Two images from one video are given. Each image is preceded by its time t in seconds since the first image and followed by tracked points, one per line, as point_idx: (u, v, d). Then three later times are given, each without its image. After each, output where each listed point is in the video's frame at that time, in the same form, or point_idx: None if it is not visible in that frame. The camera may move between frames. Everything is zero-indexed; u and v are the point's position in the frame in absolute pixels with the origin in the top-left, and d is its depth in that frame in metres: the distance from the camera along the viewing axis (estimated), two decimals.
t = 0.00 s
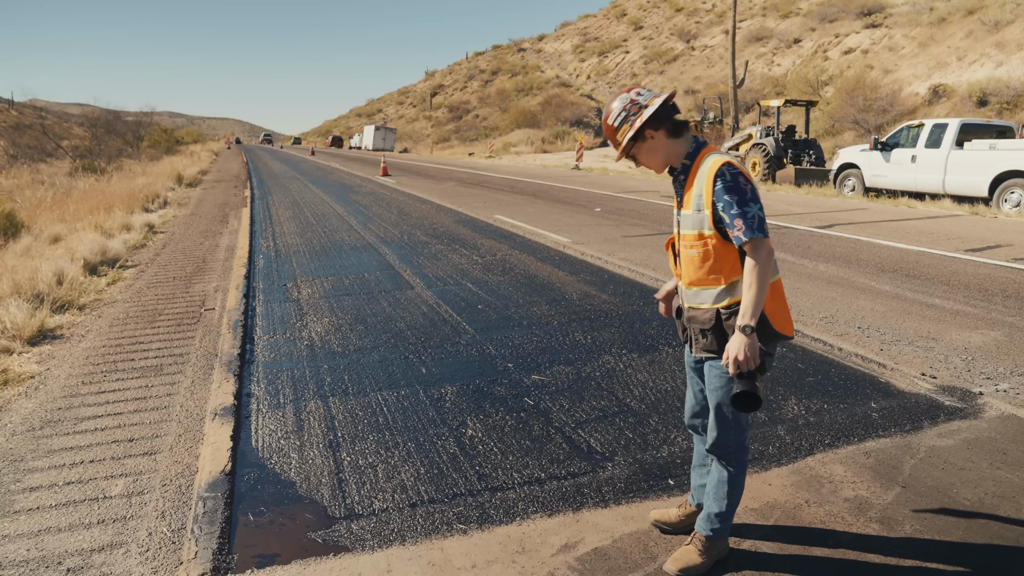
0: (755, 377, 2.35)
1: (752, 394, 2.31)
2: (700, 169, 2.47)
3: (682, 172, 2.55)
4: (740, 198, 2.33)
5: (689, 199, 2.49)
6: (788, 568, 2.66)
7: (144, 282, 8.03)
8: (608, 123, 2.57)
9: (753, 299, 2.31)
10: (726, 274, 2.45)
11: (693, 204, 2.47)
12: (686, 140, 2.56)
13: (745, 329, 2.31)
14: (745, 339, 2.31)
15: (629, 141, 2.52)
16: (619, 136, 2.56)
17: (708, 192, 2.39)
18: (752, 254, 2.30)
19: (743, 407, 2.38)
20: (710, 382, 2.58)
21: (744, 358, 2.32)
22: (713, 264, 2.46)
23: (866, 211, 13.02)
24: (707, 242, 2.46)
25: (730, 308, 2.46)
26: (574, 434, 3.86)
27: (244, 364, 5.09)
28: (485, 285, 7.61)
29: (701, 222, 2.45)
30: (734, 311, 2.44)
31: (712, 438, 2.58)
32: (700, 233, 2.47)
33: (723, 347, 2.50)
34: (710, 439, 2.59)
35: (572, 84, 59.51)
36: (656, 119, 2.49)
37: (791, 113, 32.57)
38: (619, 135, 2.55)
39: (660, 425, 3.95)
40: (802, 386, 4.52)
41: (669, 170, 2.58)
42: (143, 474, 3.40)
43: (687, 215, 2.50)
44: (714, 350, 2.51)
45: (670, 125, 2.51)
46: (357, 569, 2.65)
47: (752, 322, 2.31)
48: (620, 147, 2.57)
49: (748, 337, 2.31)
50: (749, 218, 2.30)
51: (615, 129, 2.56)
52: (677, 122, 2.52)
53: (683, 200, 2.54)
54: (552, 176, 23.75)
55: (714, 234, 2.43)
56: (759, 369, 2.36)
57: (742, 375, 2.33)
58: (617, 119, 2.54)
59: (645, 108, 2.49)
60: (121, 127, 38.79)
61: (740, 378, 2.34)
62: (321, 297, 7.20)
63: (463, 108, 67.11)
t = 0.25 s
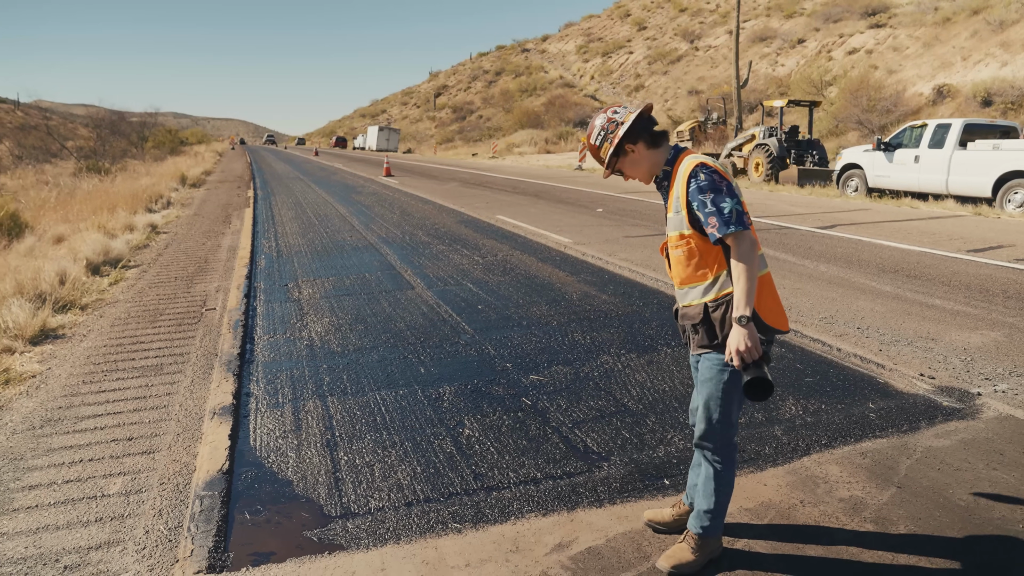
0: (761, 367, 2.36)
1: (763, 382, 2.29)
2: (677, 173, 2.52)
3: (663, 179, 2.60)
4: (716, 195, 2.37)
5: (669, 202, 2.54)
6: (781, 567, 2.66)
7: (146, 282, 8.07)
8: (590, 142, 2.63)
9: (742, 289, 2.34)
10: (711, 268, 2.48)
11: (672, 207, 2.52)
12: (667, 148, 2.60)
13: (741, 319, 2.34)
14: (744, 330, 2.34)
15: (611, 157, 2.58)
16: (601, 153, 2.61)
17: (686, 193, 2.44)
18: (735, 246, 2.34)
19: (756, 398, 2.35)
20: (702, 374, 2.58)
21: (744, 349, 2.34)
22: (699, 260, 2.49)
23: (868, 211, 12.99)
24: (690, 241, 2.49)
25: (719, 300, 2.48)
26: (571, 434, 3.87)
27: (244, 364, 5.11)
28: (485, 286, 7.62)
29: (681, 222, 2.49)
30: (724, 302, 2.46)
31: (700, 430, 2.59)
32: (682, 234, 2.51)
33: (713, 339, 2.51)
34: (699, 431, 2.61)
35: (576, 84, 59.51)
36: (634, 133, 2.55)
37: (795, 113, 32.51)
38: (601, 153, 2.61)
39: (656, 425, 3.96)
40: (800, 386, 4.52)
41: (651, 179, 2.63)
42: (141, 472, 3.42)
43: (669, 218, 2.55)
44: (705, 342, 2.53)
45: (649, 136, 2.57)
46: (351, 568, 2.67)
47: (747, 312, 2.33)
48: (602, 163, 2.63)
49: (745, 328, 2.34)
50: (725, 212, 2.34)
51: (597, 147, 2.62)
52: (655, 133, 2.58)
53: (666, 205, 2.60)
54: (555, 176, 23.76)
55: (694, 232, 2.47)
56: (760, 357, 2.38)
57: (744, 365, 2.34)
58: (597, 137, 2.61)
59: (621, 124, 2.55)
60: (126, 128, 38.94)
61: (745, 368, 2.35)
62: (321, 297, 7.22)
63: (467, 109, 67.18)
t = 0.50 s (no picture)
0: (756, 357, 2.38)
1: (752, 372, 2.35)
2: (677, 170, 2.54)
3: (662, 177, 2.61)
4: (718, 189, 2.40)
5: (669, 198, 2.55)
6: (777, 565, 2.66)
7: (152, 281, 8.12)
8: (592, 133, 2.62)
9: (743, 279, 2.35)
10: (711, 262, 2.49)
11: (673, 202, 2.53)
12: (666, 147, 2.62)
13: (740, 308, 2.35)
14: (742, 319, 2.35)
15: (613, 150, 2.58)
16: (602, 145, 2.60)
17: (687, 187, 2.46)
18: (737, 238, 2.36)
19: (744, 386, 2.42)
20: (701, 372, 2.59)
21: (742, 338, 2.35)
22: (699, 254, 2.51)
23: (874, 212, 12.94)
24: (690, 235, 2.51)
25: (719, 293, 2.48)
26: (570, 434, 3.87)
27: (247, 363, 5.14)
28: (489, 286, 7.62)
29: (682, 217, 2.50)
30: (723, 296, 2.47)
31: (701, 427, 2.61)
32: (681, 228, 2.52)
33: (713, 333, 2.50)
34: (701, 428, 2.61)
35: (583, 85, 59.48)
36: (637, 128, 2.56)
37: (802, 113, 32.39)
38: (602, 145, 2.60)
39: (656, 425, 3.96)
40: (801, 386, 4.51)
41: (649, 176, 2.64)
42: (143, 470, 3.44)
43: (669, 214, 2.56)
44: (705, 337, 2.52)
45: (652, 133, 2.59)
46: (349, 565, 2.68)
47: (745, 302, 2.35)
48: (602, 156, 2.62)
49: (744, 317, 2.35)
50: (726, 205, 2.37)
51: (599, 139, 2.61)
52: (657, 132, 2.60)
53: (665, 203, 2.61)
54: (561, 176, 23.75)
55: (695, 226, 2.49)
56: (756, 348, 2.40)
57: (740, 355, 2.37)
58: (601, 128, 2.60)
59: (626, 117, 2.56)
60: (134, 128, 39.14)
61: (739, 357, 2.37)
62: (325, 296, 7.25)
63: (473, 109, 67.23)
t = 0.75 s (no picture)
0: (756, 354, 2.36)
1: (753, 367, 2.30)
2: (692, 163, 2.52)
3: (672, 171, 2.58)
4: (734, 185, 2.40)
5: (683, 190, 2.53)
6: (775, 565, 2.65)
7: (159, 281, 8.19)
8: (611, 109, 2.57)
9: (752, 277, 2.35)
10: (720, 259, 2.50)
11: (687, 194, 2.51)
12: (680, 140, 2.61)
13: (745, 305, 2.35)
14: (745, 315, 2.34)
15: (631, 128, 2.53)
16: (619, 122, 2.56)
17: (703, 180, 2.45)
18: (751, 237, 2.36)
19: (744, 384, 2.38)
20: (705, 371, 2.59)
21: (743, 334, 2.34)
22: (709, 252, 2.51)
23: (883, 213, 12.86)
24: (701, 231, 2.50)
25: (727, 291, 2.49)
26: (572, 433, 3.88)
27: (251, 362, 5.16)
28: (494, 286, 7.63)
29: (696, 211, 2.49)
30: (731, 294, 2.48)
31: (706, 426, 2.60)
32: (693, 223, 2.51)
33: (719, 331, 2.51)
34: (705, 424, 2.61)
35: (591, 86, 59.44)
36: (657, 114, 2.54)
37: (812, 113, 32.24)
38: (620, 122, 2.56)
39: (658, 424, 3.96)
40: (805, 387, 4.50)
41: (660, 166, 2.61)
42: (146, 467, 3.48)
43: (679, 208, 2.54)
44: (711, 335, 2.52)
45: (667, 125, 2.57)
46: (348, 562, 2.70)
47: (751, 299, 2.35)
48: (618, 134, 2.57)
49: (748, 314, 2.35)
50: (742, 204, 2.37)
51: (618, 116, 2.56)
52: (673, 123, 2.58)
53: (675, 195, 2.58)
54: (569, 177, 23.74)
55: (708, 221, 2.48)
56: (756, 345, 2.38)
57: (739, 350, 2.34)
58: (621, 107, 2.56)
59: (649, 101, 2.54)
60: (144, 129, 39.41)
61: (738, 354, 2.34)
62: (331, 296, 7.28)
63: (482, 110, 67.31)
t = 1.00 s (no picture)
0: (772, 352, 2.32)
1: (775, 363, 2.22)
2: (710, 156, 2.52)
3: (685, 165, 2.56)
4: (756, 182, 2.43)
5: (700, 184, 2.52)
6: (773, 564, 2.65)
7: (166, 280, 8.25)
8: (635, 93, 2.54)
9: (772, 274, 2.35)
10: (733, 256, 2.49)
11: (705, 188, 2.50)
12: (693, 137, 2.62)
13: (763, 301, 2.33)
14: (762, 311, 2.33)
15: (655, 113, 2.51)
16: (642, 105, 2.53)
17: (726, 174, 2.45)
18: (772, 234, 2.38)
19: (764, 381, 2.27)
20: (710, 371, 2.59)
21: (761, 330, 2.31)
22: (724, 248, 2.49)
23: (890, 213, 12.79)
24: (718, 227, 2.48)
25: (739, 288, 2.49)
26: (573, 432, 3.88)
27: (256, 360, 5.19)
28: (499, 286, 7.64)
29: (716, 205, 2.48)
30: (744, 292, 2.48)
31: (711, 425, 2.60)
32: (711, 218, 2.49)
33: (731, 328, 2.49)
34: (709, 424, 2.60)
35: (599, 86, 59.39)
36: (679, 107, 2.55)
37: (820, 113, 32.09)
38: (643, 106, 2.52)
39: (660, 424, 3.95)
40: (808, 387, 4.49)
41: (674, 158, 2.59)
42: (150, 464, 3.50)
43: (696, 202, 2.52)
44: (721, 332, 2.50)
45: (684, 119, 2.58)
46: (347, 559, 2.72)
47: (768, 296, 2.34)
48: (639, 118, 2.53)
49: (765, 310, 2.33)
50: (765, 201, 2.40)
51: (641, 100, 2.53)
52: (690, 119, 2.60)
53: (688, 189, 2.56)
54: (576, 177, 23.74)
55: (727, 216, 2.47)
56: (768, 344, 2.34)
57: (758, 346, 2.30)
58: (646, 91, 2.54)
59: (673, 92, 2.55)
60: (154, 129, 39.66)
61: (758, 349, 2.30)
62: (336, 295, 7.30)
63: (490, 110, 67.38)
